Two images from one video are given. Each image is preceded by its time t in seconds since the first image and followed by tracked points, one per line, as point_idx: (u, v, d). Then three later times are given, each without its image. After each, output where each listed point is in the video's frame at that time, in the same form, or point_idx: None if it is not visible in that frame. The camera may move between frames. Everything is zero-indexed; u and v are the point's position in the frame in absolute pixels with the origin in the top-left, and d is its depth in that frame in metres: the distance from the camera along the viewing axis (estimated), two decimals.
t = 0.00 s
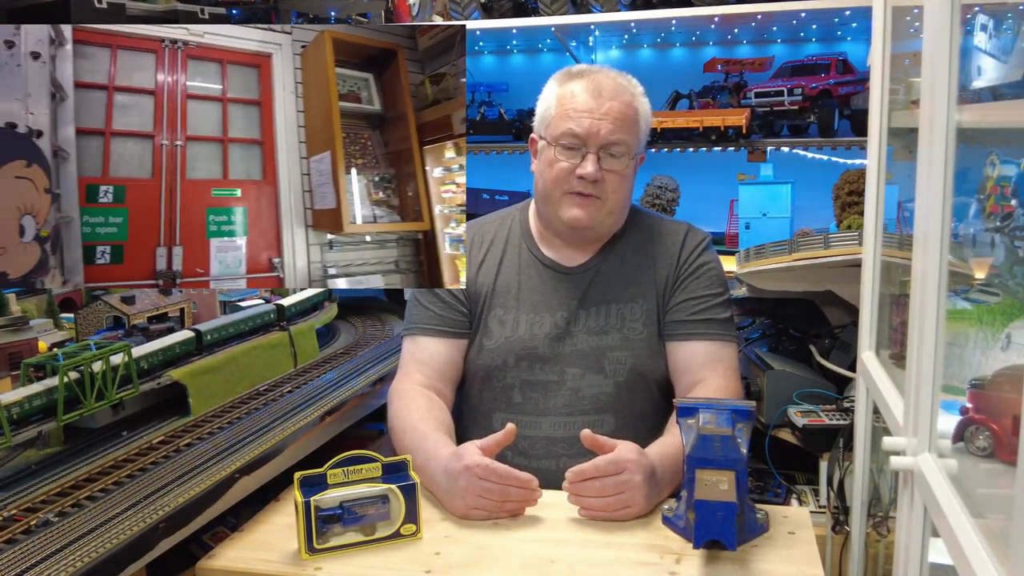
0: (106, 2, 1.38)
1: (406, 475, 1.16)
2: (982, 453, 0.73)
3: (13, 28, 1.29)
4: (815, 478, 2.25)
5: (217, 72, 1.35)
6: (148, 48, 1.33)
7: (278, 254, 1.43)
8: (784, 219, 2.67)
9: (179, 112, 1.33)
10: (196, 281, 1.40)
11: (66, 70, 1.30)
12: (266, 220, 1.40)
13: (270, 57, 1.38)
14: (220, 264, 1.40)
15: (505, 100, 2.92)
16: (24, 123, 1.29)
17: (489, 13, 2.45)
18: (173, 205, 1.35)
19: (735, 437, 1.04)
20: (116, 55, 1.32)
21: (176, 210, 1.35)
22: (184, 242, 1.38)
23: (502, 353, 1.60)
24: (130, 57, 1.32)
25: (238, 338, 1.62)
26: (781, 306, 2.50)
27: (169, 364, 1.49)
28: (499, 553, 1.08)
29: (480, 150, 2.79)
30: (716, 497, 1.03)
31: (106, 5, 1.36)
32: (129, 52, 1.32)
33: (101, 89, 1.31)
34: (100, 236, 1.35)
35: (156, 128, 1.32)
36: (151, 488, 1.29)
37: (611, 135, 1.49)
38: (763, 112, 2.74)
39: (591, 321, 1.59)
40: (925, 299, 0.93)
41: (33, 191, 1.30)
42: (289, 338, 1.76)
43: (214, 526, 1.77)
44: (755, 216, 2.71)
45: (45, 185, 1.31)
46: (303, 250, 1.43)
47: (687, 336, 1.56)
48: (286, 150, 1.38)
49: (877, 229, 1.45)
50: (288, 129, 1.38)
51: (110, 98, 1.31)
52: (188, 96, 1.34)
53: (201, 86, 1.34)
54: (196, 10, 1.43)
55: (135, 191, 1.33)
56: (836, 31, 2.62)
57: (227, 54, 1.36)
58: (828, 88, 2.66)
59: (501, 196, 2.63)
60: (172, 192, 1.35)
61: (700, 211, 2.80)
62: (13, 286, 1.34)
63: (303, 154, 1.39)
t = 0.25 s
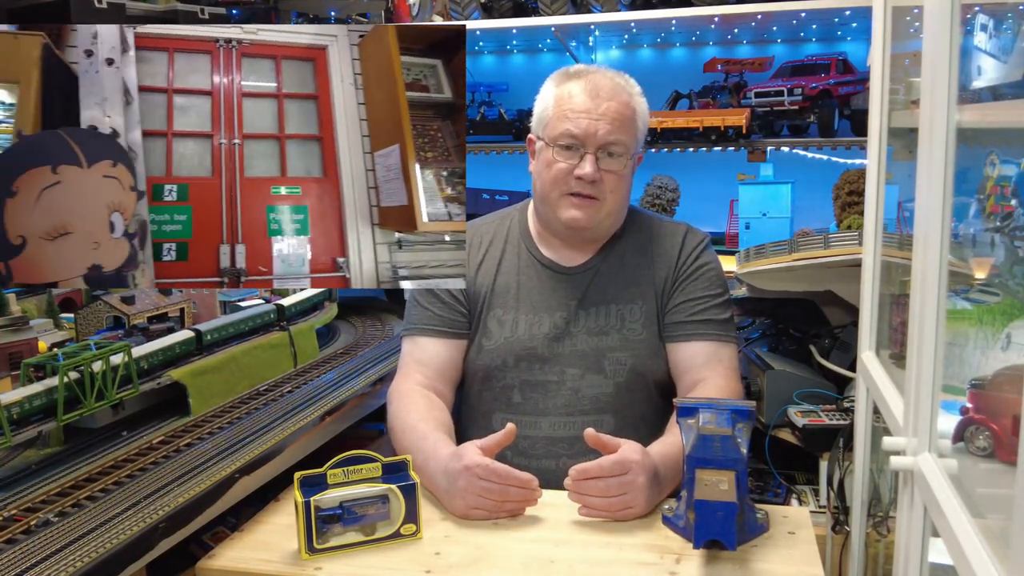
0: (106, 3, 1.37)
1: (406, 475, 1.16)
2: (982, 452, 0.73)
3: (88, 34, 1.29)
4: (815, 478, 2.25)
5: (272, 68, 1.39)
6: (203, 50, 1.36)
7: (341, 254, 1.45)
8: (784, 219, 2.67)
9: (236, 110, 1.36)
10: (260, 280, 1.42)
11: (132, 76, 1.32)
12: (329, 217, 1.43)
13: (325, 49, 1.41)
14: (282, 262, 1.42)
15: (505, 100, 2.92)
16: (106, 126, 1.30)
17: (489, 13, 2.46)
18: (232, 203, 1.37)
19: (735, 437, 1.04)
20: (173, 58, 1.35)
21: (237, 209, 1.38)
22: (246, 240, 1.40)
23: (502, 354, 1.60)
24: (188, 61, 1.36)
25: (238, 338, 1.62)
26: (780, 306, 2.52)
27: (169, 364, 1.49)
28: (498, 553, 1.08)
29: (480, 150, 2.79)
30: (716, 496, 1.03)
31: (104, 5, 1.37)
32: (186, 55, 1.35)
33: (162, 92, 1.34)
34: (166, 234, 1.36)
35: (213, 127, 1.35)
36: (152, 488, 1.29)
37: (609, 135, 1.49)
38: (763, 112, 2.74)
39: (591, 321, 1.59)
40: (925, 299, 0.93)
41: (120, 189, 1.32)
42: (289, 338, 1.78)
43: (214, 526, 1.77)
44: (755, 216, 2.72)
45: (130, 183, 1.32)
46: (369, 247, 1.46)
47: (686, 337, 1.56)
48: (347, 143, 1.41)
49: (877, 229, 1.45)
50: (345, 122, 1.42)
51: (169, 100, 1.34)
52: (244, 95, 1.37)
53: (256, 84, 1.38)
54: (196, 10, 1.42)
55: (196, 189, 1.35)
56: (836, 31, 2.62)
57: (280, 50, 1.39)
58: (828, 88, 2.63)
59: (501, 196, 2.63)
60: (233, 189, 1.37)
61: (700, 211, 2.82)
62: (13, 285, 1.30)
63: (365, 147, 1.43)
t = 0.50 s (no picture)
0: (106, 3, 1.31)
1: (406, 475, 1.16)
2: (982, 452, 0.73)
3: (156, 40, 1.29)
4: (815, 478, 2.25)
5: (324, 65, 1.38)
6: (254, 50, 1.35)
7: (406, 256, 1.43)
8: (784, 219, 2.67)
9: (291, 109, 1.35)
10: (320, 282, 1.40)
11: (189, 81, 1.31)
12: (392, 216, 1.40)
13: (379, 44, 1.39)
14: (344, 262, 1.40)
15: (505, 100, 2.92)
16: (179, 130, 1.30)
17: (489, 13, 2.45)
18: (290, 204, 1.35)
19: (735, 437, 1.04)
20: (224, 60, 1.34)
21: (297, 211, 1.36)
22: (306, 242, 1.38)
23: (500, 355, 1.60)
24: (240, 62, 1.34)
25: (238, 338, 1.62)
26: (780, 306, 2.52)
27: (169, 364, 1.50)
28: (498, 553, 1.08)
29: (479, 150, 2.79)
30: (716, 497, 1.03)
31: (105, 4, 1.31)
32: (238, 56, 1.34)
33: (215, 95, 1.32)
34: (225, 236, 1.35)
35: (266, 128, 1.34)
36: (152, 488, 1.29)
37: (607, 136, 1.49)
38: (763, 112, 2.71)
39: (589, 322, 1.59)
40: (925, 300, 0.92)
41: (197, 191, 1.31)
42: (289, 338, 1.82)
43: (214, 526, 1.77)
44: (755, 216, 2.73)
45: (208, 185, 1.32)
46: (437, 249, 1.45)
47: (684, 338, 1.56)
48: (410, 138, 1.39)
49: (877, 229, 1.45)
50: (405, 116, 1.39)
51: (223, 103, 1.33)
52: (297, 94, 1.36)
53: (309, 82, 1.37)
54: (197, 10, 1.36)
55: (252, 190, 1.33)
56: (836, 31, 2.62)
57: (331, 46, 1.38)
58: (828, 88, 2.62)
59: (501, 196, 2.63)
60: (288, 190, 1.35)
61: (700, 211, 2.83)
62: (13, 285, 1.29)
63: (428, 143, 1.40)
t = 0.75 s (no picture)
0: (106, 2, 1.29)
1: (406, 475, 1.16)
2: (982, 452, 0.73)
3: (204, 40, 1.29)
4: (815, 478, 2.25)
5: (368, 60, 1.37)
6: (295, 47, 1.34)
7: (459, 258, 1.46)
8: (784, 219, 2.68)
9: (334, 106, 1.36)
10: (367, 283, 1.42)
11: (236, 82, 1.32)
12: (439, 214, 1.42)
13: (427, 34, 1.39)
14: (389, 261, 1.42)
15: (505, 100, 2.92)
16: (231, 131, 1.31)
17: (489, 13, 2.47)
18: (336, 204, 1.37)
19: (735, 437, 1.04)
20: (264, 59, 1.33)
21: (341, 211, 1.38)
22: (351, 242, 1.40)
23: (499, 355, 1.60)
24: (278, 61, 1.34)
25: (238, 338, 1.62)
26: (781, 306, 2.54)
27: (169, 364, 1.50)
28: (498, 553, 1.08)
29: (479, 150, 2.78)
30: (716, 497, 1.03)
31: (106, 5, 1.29)
32: (277, 54, 1.34)
33: (255, 94, 1.33)
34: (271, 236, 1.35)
35: (310, 126, 1.35)
36: (153, 488, 1.29)
37: (605, 136, 1.49)
38: (763, 112, 2.69)
39: (588, 322, 1.59)
40: (925, 300, 0.92)
41: (258, 193, 1.32)
42: (289, 338, 1.82)
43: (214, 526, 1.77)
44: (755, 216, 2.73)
45: (270, 185, 1.33)
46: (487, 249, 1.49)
47: (681, 337, 1.56)
48: (459, 136, 1.39)
49: (877, 229, 1.45)
50: (453, 112, 1.39)
51: (263, 101, 1.33)
52: (341, 91, 1.36)
53: (352, 78, 1.37)
54: (195, 9, 1.36)
55: (296, 190, 1.35)
56: (836, 31, 2.62)
57: (375, 40, 1.37)
58: (828, 88, 2.60)
59: (501, 196, 2.63)
60: (333, 189, 1.37)
61: (700, 211, 2.85)
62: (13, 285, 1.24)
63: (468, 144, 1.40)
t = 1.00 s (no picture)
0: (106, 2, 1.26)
1: (407, 475, 1.16)
2: (982, 452, 0.73)
3: (243, 35, 1.24)
4: (815, 478, 2.25)
5: (405, 50, 1.33)
6: (328, 40, 1.30)
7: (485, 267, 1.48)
8: (784, 219, 2.68)
9: (373, 102, 1.33)
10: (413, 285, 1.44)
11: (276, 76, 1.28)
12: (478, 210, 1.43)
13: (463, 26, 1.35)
14: (433, 261, 1.45)
15: (505, 100, 2.92)
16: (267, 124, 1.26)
17: (489, 14, 2.47)
18: (378, 205, 1.36)
19: (735, 437, 1.04)
20: (297, 53, 1.29)
21: (383, 212, 1.37)
22: (393, 242, 1.40)
23: (499, 354, 1.60)
24: (312, 53, 1.30)
25: (238, 338, 1.62)
26: (781, 306, 2.54)
27: (169, 364, 1.50)
28: (498, 553, 1.08)
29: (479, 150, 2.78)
30: (716, 497, 1.03)
31: (107, 5, 1.26)
32: (309, 47, 1.30)
33: (289, 88, 1.29)
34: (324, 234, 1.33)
35: (347, 121, 1.31)
36: (153, 488, 1.29)
37: (604, 136, 1.48)
38: (763, 112, 2.69)
39: (589, 322, 1.59)
40: (925, 299, 0.93)
41: (309, 190, 1.29)
42: (289, 338, 1.82)
43: (214, 526, 1.77)
44: (755, 217, 2.73)
45: (320, 183, 1.30)
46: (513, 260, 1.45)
47: (680, 337, 1.56)
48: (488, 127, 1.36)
49: (877, 228, 1.45)
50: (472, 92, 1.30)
51: (297, 95, 1.29)
52: (377, 83, 1.32)
53: (387, 70, 1.32)
54: (196, 10, 1.31)
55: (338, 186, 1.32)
56: (836, 31, 2.62)
57: (413, 30, 1.32)
58: (828, 88, 2.60)
59: (501, 196, 2.63)
60: (373, 186, 1.35)
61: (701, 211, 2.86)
62: (12, 286, 1.23)
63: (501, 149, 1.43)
